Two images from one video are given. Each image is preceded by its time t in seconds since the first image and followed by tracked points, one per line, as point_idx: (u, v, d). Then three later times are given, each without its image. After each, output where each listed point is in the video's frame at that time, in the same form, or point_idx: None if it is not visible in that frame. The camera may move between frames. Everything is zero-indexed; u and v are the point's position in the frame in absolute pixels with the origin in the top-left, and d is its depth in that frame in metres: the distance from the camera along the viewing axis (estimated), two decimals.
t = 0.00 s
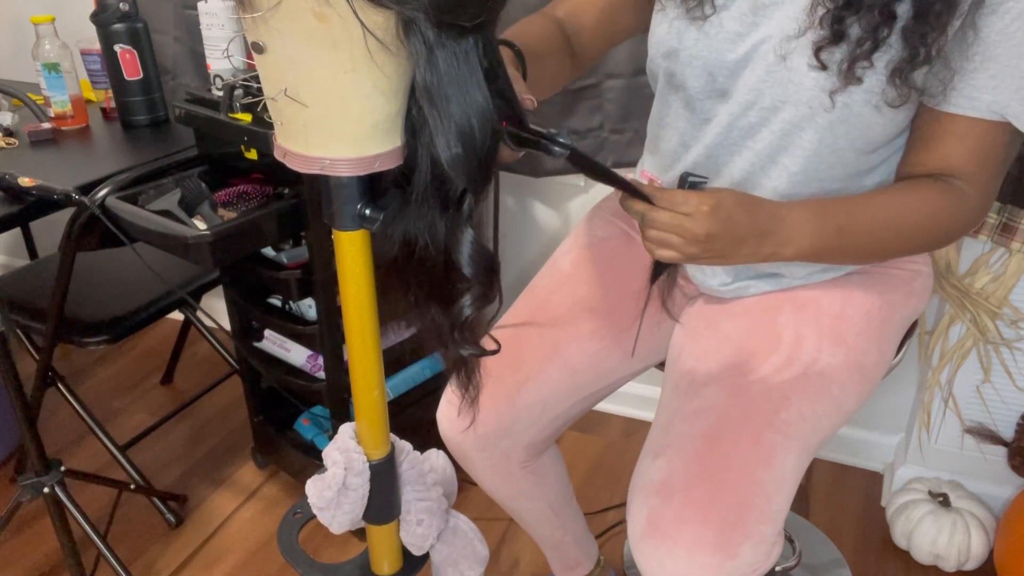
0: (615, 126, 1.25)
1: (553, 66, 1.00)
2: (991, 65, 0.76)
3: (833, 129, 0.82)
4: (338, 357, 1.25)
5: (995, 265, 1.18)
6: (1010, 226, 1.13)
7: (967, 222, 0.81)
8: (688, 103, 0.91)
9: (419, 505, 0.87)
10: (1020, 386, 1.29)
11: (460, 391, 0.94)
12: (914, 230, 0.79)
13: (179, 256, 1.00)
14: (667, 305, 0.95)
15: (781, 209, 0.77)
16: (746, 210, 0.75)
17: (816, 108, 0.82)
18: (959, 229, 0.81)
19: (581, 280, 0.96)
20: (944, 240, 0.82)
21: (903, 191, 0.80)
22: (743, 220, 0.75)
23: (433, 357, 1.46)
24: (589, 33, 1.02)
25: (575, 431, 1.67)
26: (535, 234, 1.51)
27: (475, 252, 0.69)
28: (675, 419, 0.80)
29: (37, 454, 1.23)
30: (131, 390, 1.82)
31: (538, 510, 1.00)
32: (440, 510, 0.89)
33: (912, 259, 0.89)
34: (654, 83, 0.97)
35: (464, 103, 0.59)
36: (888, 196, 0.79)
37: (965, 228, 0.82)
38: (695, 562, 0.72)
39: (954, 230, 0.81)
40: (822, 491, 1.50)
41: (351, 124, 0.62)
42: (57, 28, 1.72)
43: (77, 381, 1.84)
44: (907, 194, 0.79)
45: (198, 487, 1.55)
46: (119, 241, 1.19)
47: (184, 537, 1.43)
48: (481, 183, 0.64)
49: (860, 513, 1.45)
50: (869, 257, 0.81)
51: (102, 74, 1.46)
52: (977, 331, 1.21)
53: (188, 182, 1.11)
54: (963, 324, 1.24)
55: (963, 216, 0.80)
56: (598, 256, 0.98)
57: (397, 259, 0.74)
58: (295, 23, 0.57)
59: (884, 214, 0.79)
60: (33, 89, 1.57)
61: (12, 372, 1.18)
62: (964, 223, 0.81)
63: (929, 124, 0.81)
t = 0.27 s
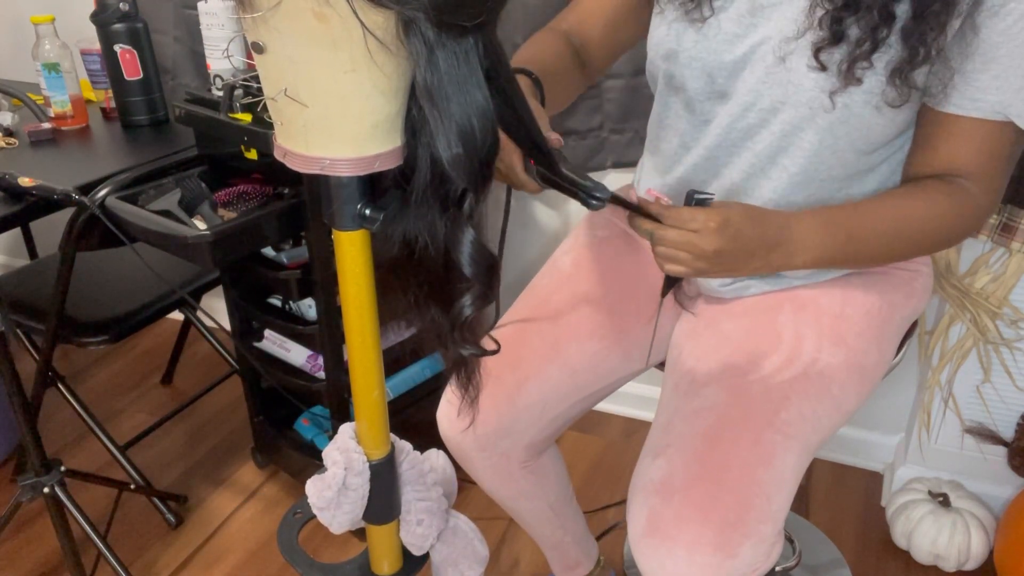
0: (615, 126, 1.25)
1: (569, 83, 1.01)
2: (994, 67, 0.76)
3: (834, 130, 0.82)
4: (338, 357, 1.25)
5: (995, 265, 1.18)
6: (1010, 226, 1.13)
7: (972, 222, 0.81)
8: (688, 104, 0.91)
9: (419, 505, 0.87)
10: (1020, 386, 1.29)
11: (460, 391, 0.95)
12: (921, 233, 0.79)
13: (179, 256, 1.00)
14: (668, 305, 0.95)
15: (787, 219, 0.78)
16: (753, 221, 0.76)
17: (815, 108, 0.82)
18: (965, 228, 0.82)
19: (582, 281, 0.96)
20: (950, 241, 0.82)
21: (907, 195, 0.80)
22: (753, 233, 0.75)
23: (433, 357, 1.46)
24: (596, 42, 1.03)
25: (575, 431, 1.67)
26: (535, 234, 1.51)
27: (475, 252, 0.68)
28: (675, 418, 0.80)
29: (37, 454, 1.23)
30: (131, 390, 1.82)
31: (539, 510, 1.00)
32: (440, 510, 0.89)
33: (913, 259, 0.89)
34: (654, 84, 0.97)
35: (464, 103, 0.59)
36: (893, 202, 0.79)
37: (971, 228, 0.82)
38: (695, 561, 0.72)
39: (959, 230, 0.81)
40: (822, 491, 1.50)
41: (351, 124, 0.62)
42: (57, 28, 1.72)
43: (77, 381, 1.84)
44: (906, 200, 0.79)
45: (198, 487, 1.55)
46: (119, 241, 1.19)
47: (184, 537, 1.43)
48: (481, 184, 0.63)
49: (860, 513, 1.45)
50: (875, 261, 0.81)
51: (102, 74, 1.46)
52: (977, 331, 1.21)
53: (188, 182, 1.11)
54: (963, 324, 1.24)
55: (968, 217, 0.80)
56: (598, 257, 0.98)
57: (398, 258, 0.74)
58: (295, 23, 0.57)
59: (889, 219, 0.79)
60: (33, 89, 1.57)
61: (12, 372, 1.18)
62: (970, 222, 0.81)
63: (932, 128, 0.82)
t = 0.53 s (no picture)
0: (615, 126, 1.25)
1: (580, 90, 1.02)
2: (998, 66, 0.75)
3: (835, 128, 0.82)
4: (338, 357, 1.24)
5: (995, 265, 1.18)
6: (1010, 226, 1.12)
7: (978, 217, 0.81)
8: (689, 103, 0.91)
9: (419, 505, 0.87)
10: (1020, 386, 1.29)
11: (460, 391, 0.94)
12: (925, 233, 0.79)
13: (179, 256, 1.00)
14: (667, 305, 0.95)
15: (790, 224, 0.78)
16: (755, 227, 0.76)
17: (816, 106, 0.82)
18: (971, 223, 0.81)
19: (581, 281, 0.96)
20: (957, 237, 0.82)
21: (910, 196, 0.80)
22: (756, 239, 0.76)
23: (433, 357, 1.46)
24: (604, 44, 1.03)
25: (575, 431, 1.67)
26: (535, 234, 1.51)
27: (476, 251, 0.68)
28: (675, 418, 0.80)
29: (37, 454, 1.23)
30: (131, 390, 1.82)
31: (538, 510, 1.00)
32: (440, 510, 0.89)
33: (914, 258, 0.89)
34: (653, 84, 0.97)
35: (463, 104, 0.59)
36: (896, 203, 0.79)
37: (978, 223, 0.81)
38: (695, 561, 0.72)
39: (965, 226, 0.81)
40: (822, 491, 1.50)
41: (351, 124, 0.62)
42: (57, 28, 1.72)
43: (77, 381, 1.84)
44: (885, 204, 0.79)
45: (198, 487, 1.55)
46: (119, 241, 1.19)
47: (184, 537, 1.43)
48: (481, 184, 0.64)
49: (860, 513, 1.45)
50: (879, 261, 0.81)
51: (102, 74, 1.46)
52: (977, 331, 1.21)
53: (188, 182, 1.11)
54: (963, 324, 1.24)
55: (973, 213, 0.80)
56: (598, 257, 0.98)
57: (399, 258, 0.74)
58: (295, 23, 0.57)
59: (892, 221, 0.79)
60: (33, 89, 1.57)
61: (12, 372, 1.18)
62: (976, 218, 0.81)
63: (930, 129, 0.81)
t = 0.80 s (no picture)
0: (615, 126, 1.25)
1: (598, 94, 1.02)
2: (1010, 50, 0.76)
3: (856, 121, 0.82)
4: (338, 357, 1.24)
5: (995, 265, 1.18)
6: (1010, 226, 1.12)
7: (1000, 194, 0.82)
8: (702, 105, 0.91)
9: (419, 504, 0.87)
10: (1020, 386, 1.29)
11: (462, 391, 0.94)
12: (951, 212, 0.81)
13: (179, 255, 1.00)
14: (668, 305, 0.95)
15: (823, 209, 0.80)
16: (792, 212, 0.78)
17: (834, 99, 0.81)
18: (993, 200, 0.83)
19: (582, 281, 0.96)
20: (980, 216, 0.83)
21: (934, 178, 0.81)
22: (793, 224, 0.77)
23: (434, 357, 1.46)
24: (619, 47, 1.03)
25: (575, 431, 1.67)
26: (535, 234, 1.51)
27: (478, 250, 0.68)
28: (678, 415, 0.80)
29: (37, 454, 1.23)
30: (131, 390, 1.82)
31: (539, 511, 1.00)
32: (440, 510, 0.89)
33: (916, 258, 0.89)
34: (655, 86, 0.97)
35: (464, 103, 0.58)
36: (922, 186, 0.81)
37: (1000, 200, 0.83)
38: (698, 556, 0.72)
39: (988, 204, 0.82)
40: (822, 491, 1.50)
41: (351, 123, 0.62)
42: (57, 28, 1.72)
43: (77, 381, 1.84)
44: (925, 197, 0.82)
45: (197, 487, 1.55)
46: (119, 241, 1.19)
47: (184, 537, 1.43)
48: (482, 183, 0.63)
49: (860, 512, 1.45)
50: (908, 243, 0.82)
51: (102, 74, 1.47)
52: (977, 331, 1.21)
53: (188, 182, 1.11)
54: (963, 324, 1.24)
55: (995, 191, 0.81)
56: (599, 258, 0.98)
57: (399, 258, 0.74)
58: (294, 23, 0.57)
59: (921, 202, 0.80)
60: (33, 90, 1.57)
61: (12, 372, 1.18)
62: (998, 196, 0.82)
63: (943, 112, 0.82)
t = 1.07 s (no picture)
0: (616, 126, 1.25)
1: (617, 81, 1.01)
2: None
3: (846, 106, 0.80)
4: (338, 357, 1.24)
5: (995, 265, 1.18)
6: (1010, 227, 1.13)
7: None
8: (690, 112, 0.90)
9: (419, 504, 0.87)
10: (1020, 386, 1.29)
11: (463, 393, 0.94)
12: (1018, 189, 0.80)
13: (180, 256, 1.00)
14: (668, 306, 0.95)
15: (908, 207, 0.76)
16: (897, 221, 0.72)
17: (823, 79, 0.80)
18: None
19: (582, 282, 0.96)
20: None
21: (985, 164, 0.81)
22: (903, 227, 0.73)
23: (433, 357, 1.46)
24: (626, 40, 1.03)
25: (575, 431, 1.67)
26: (535, 234, 1.51)
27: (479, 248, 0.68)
28: (680, 421, 0.79)
29: (37, 455, 1.23)
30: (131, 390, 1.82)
31: (540, 511, 1.00)
32: (440, 509, 0.89)
33: (916, 258, 0.89)
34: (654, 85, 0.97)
35: (466, 103, 0.59)
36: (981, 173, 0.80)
37: None
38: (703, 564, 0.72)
39: None
40: (822, 491, 1.50)
41: (351, 123, 0.62)
42: (57, 29, 1.72)
43: (77, 381, 1.84)
44: (985, 60, 0.68)
45: (198, 487, 1.55)
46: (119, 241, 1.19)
47: (184, 537, 1.43)
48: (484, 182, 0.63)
49: (860, 512, 1.45)
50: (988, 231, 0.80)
51: (102, 74, 1.47)
52: (977, 331, 1.21)
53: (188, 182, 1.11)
54: (963, 324, 1.24)
55: None
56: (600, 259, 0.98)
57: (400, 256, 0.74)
58: (294, 23, 0.57)
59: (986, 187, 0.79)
60: (33, 89, 1.57)
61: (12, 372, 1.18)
62: None
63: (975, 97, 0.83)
